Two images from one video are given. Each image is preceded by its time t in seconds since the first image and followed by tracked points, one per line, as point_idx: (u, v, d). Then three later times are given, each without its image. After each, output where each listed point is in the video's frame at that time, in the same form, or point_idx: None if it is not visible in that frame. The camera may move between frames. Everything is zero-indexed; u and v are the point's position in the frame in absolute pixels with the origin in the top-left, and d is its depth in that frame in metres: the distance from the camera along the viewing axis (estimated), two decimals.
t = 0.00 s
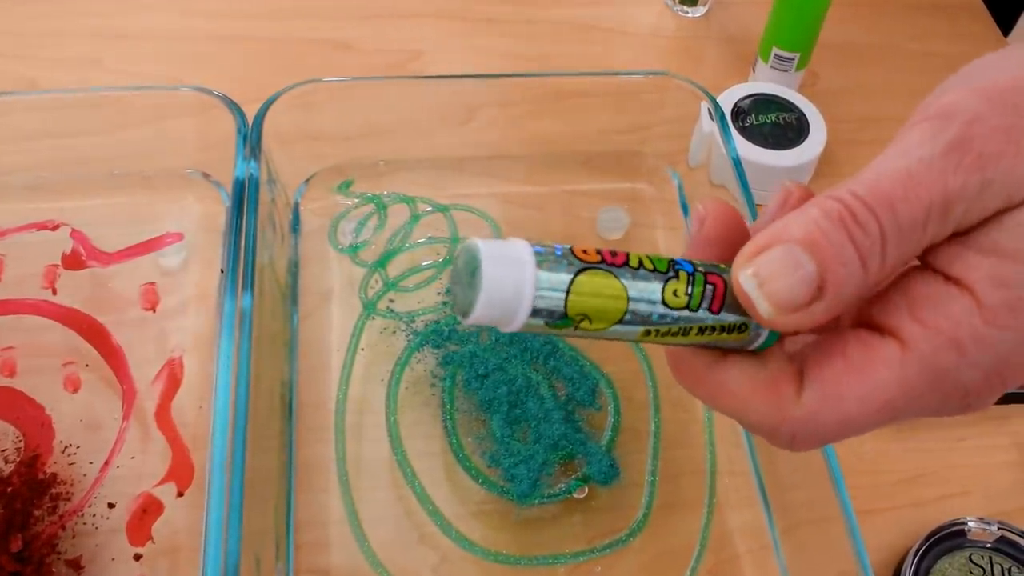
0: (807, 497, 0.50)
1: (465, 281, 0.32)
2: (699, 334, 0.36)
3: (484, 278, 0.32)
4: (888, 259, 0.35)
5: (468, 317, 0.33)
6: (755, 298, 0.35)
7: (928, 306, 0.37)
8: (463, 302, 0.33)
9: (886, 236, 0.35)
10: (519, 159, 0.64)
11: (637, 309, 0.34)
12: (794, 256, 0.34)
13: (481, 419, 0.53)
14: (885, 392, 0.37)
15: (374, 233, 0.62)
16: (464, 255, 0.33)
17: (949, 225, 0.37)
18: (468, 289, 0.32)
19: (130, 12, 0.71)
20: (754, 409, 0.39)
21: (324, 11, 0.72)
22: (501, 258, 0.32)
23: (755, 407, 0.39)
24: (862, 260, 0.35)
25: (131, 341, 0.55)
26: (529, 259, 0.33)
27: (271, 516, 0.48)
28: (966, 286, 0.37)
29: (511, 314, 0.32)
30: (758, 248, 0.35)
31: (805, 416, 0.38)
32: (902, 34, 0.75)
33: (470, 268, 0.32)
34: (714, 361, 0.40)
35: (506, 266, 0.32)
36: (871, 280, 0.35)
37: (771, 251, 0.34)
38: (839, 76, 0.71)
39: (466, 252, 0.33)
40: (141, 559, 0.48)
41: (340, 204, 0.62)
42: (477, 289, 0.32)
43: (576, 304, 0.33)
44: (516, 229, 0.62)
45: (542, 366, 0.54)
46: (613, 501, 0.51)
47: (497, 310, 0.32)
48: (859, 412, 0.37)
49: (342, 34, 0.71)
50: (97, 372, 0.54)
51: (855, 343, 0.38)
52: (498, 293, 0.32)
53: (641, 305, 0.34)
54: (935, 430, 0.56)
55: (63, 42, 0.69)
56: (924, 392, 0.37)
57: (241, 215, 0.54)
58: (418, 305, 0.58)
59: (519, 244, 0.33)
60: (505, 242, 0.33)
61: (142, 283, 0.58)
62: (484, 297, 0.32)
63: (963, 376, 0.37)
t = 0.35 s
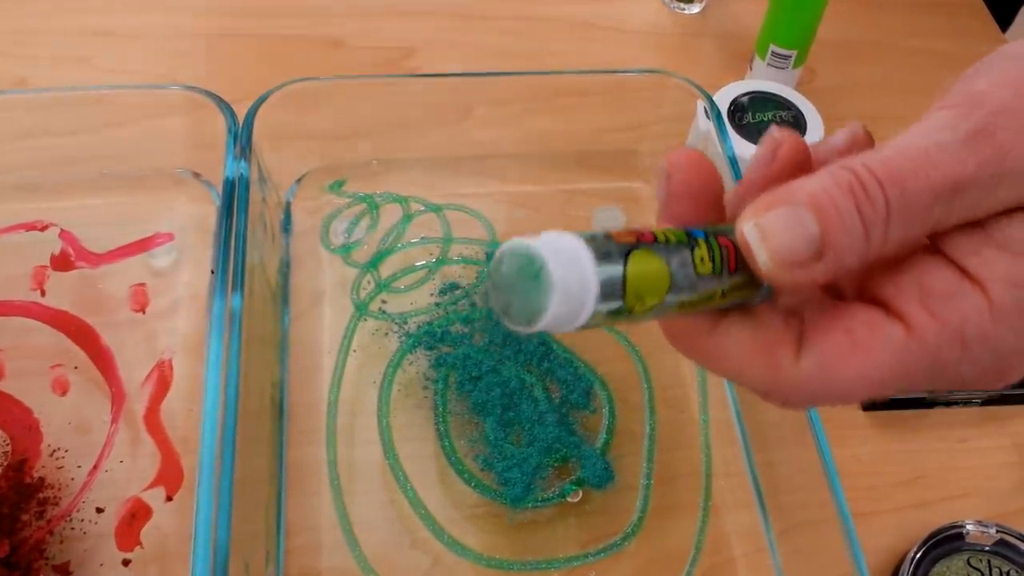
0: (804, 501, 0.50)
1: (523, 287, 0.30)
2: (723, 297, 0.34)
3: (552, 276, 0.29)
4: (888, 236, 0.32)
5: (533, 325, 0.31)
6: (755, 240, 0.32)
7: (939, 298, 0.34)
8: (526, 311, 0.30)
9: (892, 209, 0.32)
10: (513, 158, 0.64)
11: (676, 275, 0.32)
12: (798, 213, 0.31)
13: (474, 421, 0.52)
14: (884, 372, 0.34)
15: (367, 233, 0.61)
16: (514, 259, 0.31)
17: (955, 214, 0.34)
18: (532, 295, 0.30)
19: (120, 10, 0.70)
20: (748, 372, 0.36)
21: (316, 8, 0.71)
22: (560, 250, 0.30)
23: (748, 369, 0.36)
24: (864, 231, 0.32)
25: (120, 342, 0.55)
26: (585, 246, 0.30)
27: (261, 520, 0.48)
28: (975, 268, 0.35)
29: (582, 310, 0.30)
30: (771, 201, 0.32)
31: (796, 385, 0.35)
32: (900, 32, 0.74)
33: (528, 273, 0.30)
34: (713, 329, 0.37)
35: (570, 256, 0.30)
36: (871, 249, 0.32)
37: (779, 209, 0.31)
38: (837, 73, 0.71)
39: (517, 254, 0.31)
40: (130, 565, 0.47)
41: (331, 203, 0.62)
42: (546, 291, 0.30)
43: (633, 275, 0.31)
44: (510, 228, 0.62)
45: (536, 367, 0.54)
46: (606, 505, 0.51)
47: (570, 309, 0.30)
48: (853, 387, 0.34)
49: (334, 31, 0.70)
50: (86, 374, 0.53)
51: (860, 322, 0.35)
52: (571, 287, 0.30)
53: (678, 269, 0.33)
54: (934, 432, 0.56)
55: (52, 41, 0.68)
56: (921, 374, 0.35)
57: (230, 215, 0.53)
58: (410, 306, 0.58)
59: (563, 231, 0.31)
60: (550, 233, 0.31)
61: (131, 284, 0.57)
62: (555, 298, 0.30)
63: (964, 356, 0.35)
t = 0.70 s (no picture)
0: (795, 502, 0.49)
1: (556, 144, 0.27)
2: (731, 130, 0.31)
3: (584, 121, 0.26)
4: (877, 100, 0.31)
5: (581, 183, 0.27)
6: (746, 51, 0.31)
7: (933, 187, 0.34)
8: (567, 166, 0.27)
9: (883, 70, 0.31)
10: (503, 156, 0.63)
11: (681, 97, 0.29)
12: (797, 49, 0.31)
13: (462, 424, 0.51)
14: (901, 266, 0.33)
15: (354, 233, 0.60)
16: (532, 126, 0.27)
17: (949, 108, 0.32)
18: (568, 151, 0.27)
19: (108, 7, 0.69)
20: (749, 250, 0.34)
21: (305, 4, 0.71)
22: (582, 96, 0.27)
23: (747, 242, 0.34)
24: (851, 85, 0.31)
25: (105, 345, 0.54)
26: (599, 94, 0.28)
27: (246, 522, 0.48)
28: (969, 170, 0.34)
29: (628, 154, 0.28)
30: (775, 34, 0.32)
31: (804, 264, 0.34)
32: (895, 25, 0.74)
33: (555, 125, 0.27)
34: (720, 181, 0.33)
35: (594, 100, 0.27)
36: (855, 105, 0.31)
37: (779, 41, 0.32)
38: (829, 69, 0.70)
39: (536, 117, 0.27)
40: (114, 570, 0.47)
41: (318, 203, 0.61)
42: (584, 139, 0.27)
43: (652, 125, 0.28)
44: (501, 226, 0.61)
45: (524, 369, 0.53)
46: (595, 508, 0.50)
47: (613, 150, 0.27)
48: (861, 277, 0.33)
49: (323, 28, 0.70)
50: (70, 377, 0.53)
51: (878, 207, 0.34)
52: (608, 140, 0.27)
53: (692, 107, 0.30)
54: (926, 432, 0.55)
55: (39, 38, 0.67)
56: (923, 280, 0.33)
57: (214, 215, 0.53)
58: (397, 308, 0.57)
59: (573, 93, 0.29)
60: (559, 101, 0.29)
61: (116, 286, 0.57)
62: (594, 144, 0.27)
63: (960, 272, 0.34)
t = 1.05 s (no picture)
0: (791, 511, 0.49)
1: (589, 255, 0.26)
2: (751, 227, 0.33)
3: (622, 245, 0.26)
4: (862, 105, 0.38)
5: (595, 291, 0.27)
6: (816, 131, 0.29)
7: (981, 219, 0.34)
8: (589, 278, 0.26)
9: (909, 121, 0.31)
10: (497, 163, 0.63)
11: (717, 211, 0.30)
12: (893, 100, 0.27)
13: (457, 434, 0.51)
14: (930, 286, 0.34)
15: (349, 242, 0.60)
16: (573, 221, 0.26)
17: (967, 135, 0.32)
18: (599, 266, 0.26)
19: (101, 13, 0.69)
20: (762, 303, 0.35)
21: (300, 11, 0.71)
22: (624, 213, 0.26)
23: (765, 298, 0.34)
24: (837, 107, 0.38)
25: (99, 355, 0.54)
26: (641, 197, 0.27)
27: (242, 535, 0.48)
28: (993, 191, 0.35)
29: (651, 268, 0.27)
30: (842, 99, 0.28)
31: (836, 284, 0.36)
32: (890, 30, 0.73)
33: (597, 239, 0.26)
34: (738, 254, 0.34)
35: (633, 217, 0.26)
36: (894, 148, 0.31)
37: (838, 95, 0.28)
38: (824, 73, 0.70)
39: (577, 218, 0.26)
40: None
41: (313, 211, 0.61)
42: (618, 262, 0.26)
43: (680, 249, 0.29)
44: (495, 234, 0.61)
45: (520, 379, 0.53)
46: (591, 518, 0.50)
47: (638, 269, 0.27)
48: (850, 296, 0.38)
49: (317, 34, 0.70)
50: (65, 388, 0.52)
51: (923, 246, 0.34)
52: (640, 248, 0.26)
53: (721, 218, 0.30)
54: (922, 440, 0.55)
55: (32, 45, 0.67)
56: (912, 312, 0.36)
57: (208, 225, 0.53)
58: (393, 317, 0.57)
59: (615, 187, 0.27)
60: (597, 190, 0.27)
61: (110, 296, 0.56)
62: (624, 266, 0.26)
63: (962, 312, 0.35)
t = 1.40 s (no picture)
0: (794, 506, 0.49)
1: (648, 206, 0.25)
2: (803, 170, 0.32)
3: (680, 193, 0.25)
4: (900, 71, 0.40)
5: (660, 245, 0.25)
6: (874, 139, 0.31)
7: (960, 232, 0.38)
8: (652, 231, 0.25)
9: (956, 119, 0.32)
10: (500, 160, 0.63)
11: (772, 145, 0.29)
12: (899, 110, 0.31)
13: (461, 430, 0.51)
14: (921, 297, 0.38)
15: (352, 239, 0.60)
16: (627, 175, 0.25)
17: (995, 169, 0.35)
18: (659, 217, 0.25)
19: (100, 10, 0.69)
20: (824, 250, 0.32)
21: (301, 8, 0.71)
22: (678, 160, 0.25)
23: (825, 243, 0.31)
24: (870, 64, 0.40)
25: (103, 353, 0.54)
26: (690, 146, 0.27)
27: (246, 531, 0.48)
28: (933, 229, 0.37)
29: (711, 218, 0.26)
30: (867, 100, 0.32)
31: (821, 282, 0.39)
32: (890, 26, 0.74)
33: (653, 187, 0.25)
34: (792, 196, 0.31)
35: (690, 164, 0.25)
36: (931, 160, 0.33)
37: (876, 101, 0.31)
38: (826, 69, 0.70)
39: (630, 170, 0.25)
40: None
41: (317, 208, 0.61)
42: (678, 209, 0.25)
43: (742, 185, 0.28)
44: (497, 230, 0.61)
45: (523, 375, 0.53)
46: (594, 514, 0.50)
47: (699, 217, 0.26)
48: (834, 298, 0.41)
49: (317, 31, 0.70)
50: (69, 386, 0.53)
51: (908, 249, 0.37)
52: (700, 197, 0.25)
53: (776, 151, 0.29)
54: (924, 436, 0.55)
55: (31, 43, 0.67)
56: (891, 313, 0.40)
57: (212, 222, 0.53)
58: (395, 313, 0.57)
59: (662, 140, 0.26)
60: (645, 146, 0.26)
61: (113, 293, 0.56)
62: (684, 213, 0.25)
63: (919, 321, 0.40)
